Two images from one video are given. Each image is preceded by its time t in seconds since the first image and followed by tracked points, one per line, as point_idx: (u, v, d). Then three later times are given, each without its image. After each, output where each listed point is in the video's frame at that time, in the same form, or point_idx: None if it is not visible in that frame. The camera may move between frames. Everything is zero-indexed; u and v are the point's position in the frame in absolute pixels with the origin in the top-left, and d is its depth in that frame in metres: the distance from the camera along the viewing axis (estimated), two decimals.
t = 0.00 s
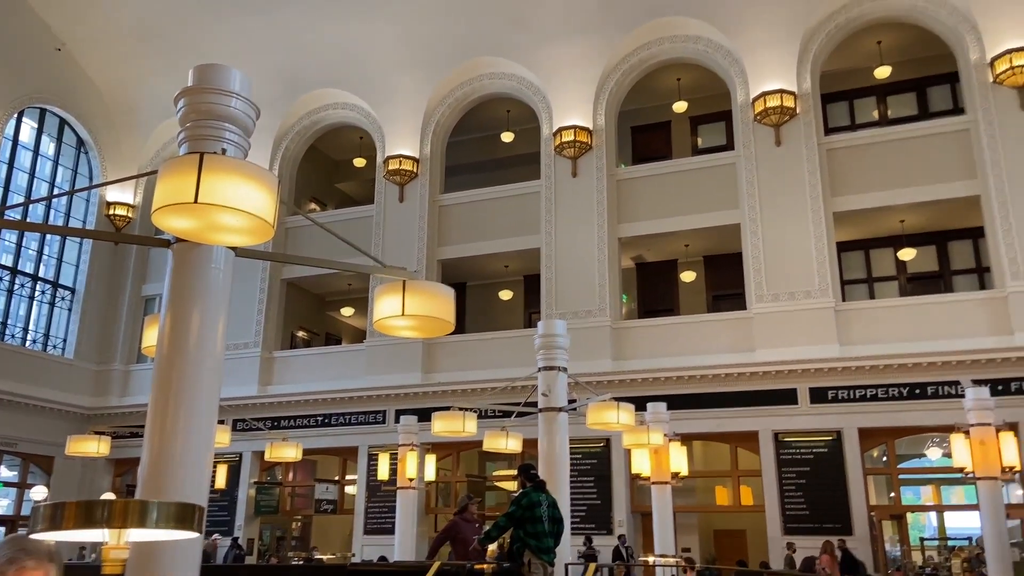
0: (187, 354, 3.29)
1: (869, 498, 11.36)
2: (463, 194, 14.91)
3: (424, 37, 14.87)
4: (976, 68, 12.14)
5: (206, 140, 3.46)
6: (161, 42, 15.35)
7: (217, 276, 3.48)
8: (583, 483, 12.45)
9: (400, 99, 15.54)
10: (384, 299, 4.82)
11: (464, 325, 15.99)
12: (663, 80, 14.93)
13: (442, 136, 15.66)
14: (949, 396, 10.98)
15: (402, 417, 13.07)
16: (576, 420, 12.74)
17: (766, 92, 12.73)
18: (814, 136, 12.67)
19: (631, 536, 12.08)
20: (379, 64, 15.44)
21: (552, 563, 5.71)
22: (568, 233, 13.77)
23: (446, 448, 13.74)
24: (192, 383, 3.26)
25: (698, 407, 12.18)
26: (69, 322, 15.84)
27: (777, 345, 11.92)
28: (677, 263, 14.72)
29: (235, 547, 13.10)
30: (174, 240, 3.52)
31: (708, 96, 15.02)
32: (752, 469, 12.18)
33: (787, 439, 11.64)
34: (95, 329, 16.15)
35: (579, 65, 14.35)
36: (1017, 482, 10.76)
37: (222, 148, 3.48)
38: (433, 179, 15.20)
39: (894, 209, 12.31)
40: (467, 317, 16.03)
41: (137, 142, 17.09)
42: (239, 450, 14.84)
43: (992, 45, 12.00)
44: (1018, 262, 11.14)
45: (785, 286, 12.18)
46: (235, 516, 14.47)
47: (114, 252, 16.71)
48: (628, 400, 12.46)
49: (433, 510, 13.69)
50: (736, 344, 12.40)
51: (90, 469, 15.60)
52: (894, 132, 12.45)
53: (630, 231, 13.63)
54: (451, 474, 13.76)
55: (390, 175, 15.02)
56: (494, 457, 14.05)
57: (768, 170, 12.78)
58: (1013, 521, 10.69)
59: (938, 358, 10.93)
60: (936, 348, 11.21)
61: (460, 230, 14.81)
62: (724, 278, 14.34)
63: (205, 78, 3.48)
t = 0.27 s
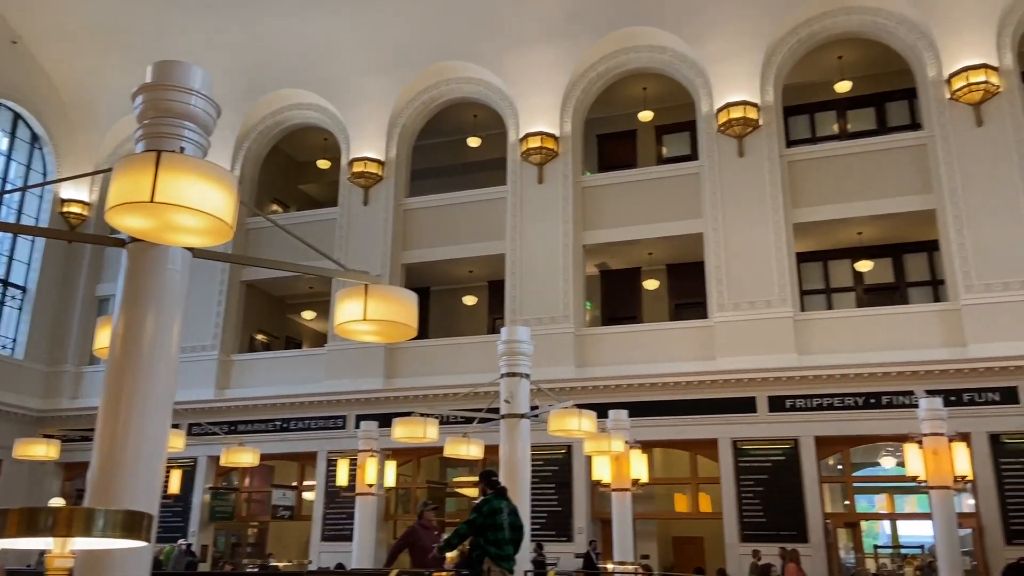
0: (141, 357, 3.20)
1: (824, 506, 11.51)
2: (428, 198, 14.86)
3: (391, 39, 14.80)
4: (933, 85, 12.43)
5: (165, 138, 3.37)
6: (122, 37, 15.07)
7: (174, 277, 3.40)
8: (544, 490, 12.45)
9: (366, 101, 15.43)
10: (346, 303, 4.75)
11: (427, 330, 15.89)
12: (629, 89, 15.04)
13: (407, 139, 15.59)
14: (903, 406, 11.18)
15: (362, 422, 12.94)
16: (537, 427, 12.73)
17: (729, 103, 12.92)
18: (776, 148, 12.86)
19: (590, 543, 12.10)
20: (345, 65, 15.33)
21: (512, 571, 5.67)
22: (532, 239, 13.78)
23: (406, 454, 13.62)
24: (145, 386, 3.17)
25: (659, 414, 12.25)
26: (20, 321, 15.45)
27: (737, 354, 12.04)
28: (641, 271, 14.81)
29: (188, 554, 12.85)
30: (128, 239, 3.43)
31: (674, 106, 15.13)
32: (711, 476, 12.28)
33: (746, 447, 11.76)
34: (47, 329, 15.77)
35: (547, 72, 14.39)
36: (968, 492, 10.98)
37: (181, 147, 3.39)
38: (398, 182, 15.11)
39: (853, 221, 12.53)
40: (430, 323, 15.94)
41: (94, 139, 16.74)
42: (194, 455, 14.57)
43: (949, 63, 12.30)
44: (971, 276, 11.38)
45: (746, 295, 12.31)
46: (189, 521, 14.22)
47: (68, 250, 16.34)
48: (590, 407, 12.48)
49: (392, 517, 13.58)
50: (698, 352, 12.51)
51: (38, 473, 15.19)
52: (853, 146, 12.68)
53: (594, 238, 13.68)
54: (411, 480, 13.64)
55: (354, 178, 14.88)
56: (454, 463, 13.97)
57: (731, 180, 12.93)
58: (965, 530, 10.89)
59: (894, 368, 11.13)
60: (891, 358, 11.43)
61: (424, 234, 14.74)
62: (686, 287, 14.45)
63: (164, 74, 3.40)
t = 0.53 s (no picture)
0: (81, 357, 3.11)
1: (770, 512, 11.67)
2: (384, 200, 14.77)
3: (350, 39, 14.69)
4: (881, 102, 12.75)
5: (111, 132, 3.28)
6: (71, 27, 14.69)
7: (118, 275, 3.30)
8: (495, 495, 12.43)
9: (322, 100, 15.26)
10: (297, 305, 4.68)
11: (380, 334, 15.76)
12: (587, 97, 15.13)
13: (365, 141, 15.45)
14: (848, 414, 11.43)
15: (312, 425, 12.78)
16: (490, 432, 12.71)
17: (685, 114, 13.13)
18: (730, 159, 13.08)
19: (540, 549, 12.11)
20: (302, 64, 15.15)
21: None
22: (489, 243, 13.78)
23: (356, 458, 13.44)
24: (85, 388, 3.08)
25: (611, 420, 12.34)
26: None
27: (689, 361, 12.19)
28: (596, 278, 14.91)
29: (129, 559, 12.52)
30: (72, 235, 3.33)
31: (631, 115, 15.24)
32: (661, 482, 12.40)
33: (696, 453, 11.91)
34: None
35: (506, 77, 14.42)
36: (908, 499, 11.26)
37: (127, 141, 3.30)
38: (354, 183, 14.98)
39: (803, 232, 12.78)
40: (384, 326, 15.80)
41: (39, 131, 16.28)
42: (138, 457, 14.22)
43: (897, 80, 12.63)
44: (914, 288, 11.66)
45: (698, 303, 12.47)
46: (131, 525, 13.87)
47: (9, 245, 15.84)
48: (542, 413, 12.50)
49: (340, 522, 13.44)
50: (650, 359, 12.64)
51: None
52: (804, 160, 12.95)
53: (550, 244, 13.74)
54: (361, 485, 13.48)
55: (309, 178, 14.72)
56: (406, 468, 13.87)
57: (685, 189, 13.11)
58: (907, 537, 11.14)
59: (840, 377, 11.38)
60: (836, 367, 11.68)
61: (379, 236, 14.64)
62: (640, 294, 14.58)
63: (113, 67, 3.31)
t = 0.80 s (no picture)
0: (8, 353, 3.01)
1: (708, 515, 11.90)
2: (331, 199, 14.61)
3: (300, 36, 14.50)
4: (822, 117, 13.10)
5: (46, 121, 3.18)
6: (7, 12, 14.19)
7: (50, 269, 3.21)
8: (437, 498, 12.38)
9: (270, 96, 15.01)
10: (238, 304, 4.61)
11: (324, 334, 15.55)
12: (538, 102, 15.19)
13: (314, 139, 15.26)
14: (784, 421, 11.70)
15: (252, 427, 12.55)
16: (433, 435, 12.66)
17: (634, 123, 13.21)
18: (676, 169, 13.31)
19: (481, 553, 12.10)
20: (250, 58, 14.90)
21: None
22: (437, 246, 13.74)
23: (296, 460, 13.25)
24: (11, 385, 2.98)
25: (554, 424, 12.41)
26: None
27: (633, 367, 12.34)
28: (543, 282, 14.98)
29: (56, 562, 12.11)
30: (2, 226, 3.22)
31: (581, 122, 15.34)
32: (602, 486, 12.51)
33: (637, 458, 12.05)
34: None
35: (457, 80, 14.40)
36: (840, 505, 11.56)
37: (63, 131, 3.21)
38: (301, 181, 14.79)
39: (745, 242, 13.05)
40: (328, 326, 15.60)
41: None
42: (68, 457, 13.77)
43: (837, 97, 12.98)
44: (850, 299, 11.99)
45: (643, 310, 12.62)
46: (59, 527, 13.42)
47: None
48: (487, 416, 12.50)
49: (279, 525, 13.23)
50: (594, 364, 12.75)
51: None
52: (748, 171, 13.22)
53: (498, 247, 13.78)
54: (301, 487, 13.28)
55: (255, 175, 14.41)
56: (347, 471, 13.72)
57: (633, 197, 13.28)
58: (837, 541, 11.49)
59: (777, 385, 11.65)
60: (774, 375, 11.95)
61: (326, 235, 14.47)
62: (586, 299, 14.68)
63: (50, 54, 3.22)
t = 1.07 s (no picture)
0: None
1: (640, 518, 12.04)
2: (270, 194, 14.35)
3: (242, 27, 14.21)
4: (760, 129, 13.41)
5: None
6: None
7: None
8: (372, 500, 12.25)
9: (209, 87, 14.66)
10: (167, 298, 4.48)
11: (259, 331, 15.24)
12: (484, 105, 15.20)
13: (253, 132, 15.02)
14: (717, 426, 11.94)
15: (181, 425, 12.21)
16: (368, 435, 12.52)
17: (578, 129, 13.40)
18: (619, 176, 13.46)
19: (415, 555, 12.01)
20: (188, 47, 14.53)
21: None
22: (378, 244, 13.61)
23: (226, 460, 12.97)
24: None
25: (492, 427, 12.42)
26: None
27: (570, 370, 12.42)
28: (484, 284, 14.98)
29: None
30: None
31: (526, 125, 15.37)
32: (538, 489, 12.55)
33: (573, 460, 12.14)
34: None
35: (402, 78, 14.29)
36: (768, 509, 11.88)
37: None
38: (239, 175, 14.50)
39: (683, 250, 13.27)
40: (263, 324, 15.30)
41: None
42: None
43: (775, 111, 13.31)
44: (782, 307, 12.30)
45: (582, 314, 12.72)
46: None
47: None
48: (423, 417, 12.44)
49: (208, 526, 12.93)
50: (533, 367, 12.81)
51: None
52: (688, 181, 13.46)
53: (440, 248, 13.73)
54: (231, 488, 13.01)
55: (190, 166, 14.08)
56: (279, 471, 13.47)
57: (575, 202, 13.38)
58: (764, 544, 11.80)
59: (711, 391, 11.88)
60: (708, 380, 12.18)
61: (264, 231, 14.21)
62: (526, 303, 14.71)
63: None
